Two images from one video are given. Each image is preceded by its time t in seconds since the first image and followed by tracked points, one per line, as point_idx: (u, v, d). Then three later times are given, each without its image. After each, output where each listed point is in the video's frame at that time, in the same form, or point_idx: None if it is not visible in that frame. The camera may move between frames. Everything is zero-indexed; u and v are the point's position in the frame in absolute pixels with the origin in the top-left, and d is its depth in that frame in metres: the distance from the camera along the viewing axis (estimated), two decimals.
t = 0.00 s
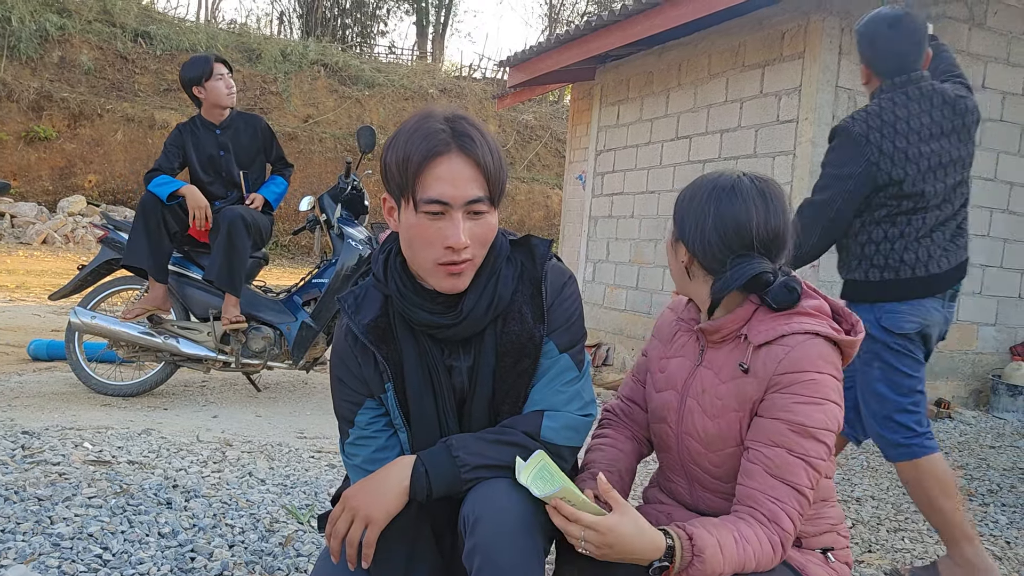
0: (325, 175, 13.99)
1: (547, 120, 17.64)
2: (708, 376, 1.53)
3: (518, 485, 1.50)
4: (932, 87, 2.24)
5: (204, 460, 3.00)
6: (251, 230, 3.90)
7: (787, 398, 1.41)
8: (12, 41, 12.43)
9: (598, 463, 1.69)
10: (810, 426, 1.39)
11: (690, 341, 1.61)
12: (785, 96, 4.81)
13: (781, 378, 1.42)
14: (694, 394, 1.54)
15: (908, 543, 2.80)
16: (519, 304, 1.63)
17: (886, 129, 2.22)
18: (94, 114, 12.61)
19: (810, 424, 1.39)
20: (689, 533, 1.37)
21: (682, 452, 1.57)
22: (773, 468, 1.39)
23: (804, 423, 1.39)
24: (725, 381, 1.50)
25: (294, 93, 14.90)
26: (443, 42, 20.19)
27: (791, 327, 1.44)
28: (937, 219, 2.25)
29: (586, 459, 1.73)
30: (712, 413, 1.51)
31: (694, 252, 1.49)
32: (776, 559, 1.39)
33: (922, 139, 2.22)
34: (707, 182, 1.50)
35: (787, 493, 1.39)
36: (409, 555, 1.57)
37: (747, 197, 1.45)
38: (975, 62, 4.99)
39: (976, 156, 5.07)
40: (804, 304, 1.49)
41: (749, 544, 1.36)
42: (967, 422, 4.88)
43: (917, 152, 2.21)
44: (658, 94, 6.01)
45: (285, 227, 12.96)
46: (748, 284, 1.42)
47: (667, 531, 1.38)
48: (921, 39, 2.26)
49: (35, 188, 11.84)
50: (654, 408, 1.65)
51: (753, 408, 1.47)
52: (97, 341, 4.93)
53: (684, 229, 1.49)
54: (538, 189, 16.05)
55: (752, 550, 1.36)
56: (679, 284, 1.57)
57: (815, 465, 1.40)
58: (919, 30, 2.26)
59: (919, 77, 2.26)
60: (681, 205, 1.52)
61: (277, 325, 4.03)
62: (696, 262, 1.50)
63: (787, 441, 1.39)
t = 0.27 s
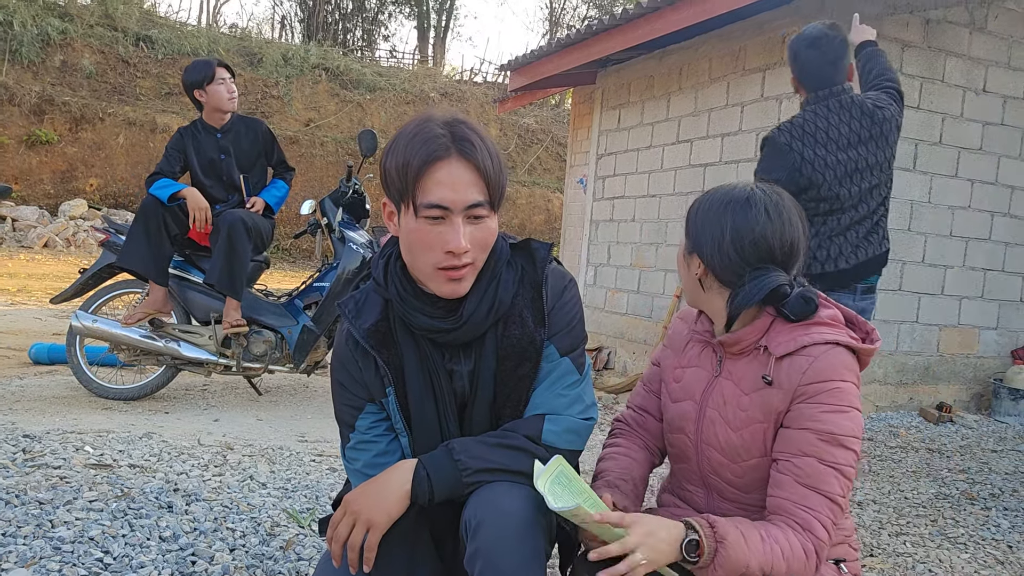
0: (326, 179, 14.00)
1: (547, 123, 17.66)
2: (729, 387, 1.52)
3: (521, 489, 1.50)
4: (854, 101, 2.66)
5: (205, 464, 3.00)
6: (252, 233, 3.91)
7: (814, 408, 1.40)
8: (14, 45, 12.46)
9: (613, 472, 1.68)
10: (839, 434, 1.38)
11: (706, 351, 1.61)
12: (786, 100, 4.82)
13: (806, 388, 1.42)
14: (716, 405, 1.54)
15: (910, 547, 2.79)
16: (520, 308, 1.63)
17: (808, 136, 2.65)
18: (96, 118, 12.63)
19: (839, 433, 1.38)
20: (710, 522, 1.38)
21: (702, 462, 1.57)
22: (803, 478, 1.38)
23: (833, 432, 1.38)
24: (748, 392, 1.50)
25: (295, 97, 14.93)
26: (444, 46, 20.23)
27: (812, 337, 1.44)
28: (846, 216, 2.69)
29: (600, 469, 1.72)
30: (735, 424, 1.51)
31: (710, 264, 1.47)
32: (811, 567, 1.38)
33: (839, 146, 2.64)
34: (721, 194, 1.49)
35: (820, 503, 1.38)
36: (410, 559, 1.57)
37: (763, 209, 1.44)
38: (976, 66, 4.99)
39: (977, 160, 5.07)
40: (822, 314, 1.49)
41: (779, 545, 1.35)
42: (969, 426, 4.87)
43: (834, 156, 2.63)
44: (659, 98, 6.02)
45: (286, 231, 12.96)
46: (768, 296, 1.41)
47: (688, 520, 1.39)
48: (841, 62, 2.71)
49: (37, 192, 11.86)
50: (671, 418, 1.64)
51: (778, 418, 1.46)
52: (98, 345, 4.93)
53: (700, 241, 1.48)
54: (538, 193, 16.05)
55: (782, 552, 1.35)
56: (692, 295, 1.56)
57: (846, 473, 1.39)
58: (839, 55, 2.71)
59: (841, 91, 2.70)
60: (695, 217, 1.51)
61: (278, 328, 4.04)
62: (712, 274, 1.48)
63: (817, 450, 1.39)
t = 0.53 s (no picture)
0: (328, 184, 14.01)
1: (549, 128, 17.68)
2: (742, 393, 1.52)
3: (523, 494, 1.50)
4: (792, 101, 2.86)
5: (207, 469, 3.00)
6: (253, 238, 3.91)
7: (829, 416, 1.40)
8: (16, 50, 12.50)
9: (623, 478, 1.67)
10: (855, 442, 1.38)
11: (716, 357, 1.60)
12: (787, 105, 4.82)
13: (821, 395, 1.42)
14: (728, 411, 1.53)
15: (912, 553, 2.79)
16: (522, 313, 1.63)
17: (746, 134, 2.88)
18: (98, 123, 12.66)
19: (855, 441, 1.39)
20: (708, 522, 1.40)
21: (713, 468, 1.57)
22: (819, 485, 1.38)
23: (848, 440, 1.38)
24: (761, 399, 1.49)
25: (297, 102, 14.96)
26: (445, 50, 20.27)
27: (826, 344, 1.44)
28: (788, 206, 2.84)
29: (608, 475, 1.71)
30: (747, 431, 1.50)
31: (723, 272, 1.47)
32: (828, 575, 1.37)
33: (777, 142, 2.84)
34: (733, 201, 1.49)
35: (837, 510, 1.37)
36: (412, 563, 1.57)
37: (777, 216, 1.44)
38: (977, 70, 5.00)
39: (978, 165, 5.07)
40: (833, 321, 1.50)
41: (783, 548, 1.36)
42: (971, 431, 4.86)
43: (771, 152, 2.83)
44: (660, 103, 6.03)
45: (287, 235, 12.97)
46: (782, 304, 1.42)
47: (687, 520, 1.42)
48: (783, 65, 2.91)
49: (39, 196, 11.87)
50: (680, 423, 1.64)
51: (792, 426, 1.46)
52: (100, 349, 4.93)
53: (713, 247, 1.48)
54: (540, 198, 16.06)
55: (786, 556, 1.36)
56: (702, 301, 1.55)
57: (863, 480, 1.39)
58: (782, 59, 2.91)
59: (783, 93, 2.90)
60: (707, 223, 1.51)
61: (279, 333, 4.04)
62: (725, 282, 1.48)
63: (833, 458, 1.39)
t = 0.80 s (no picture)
0: (329, 188, 14.03)
1: (549, 133, 17.71)
2: (736, 395, 1.52)
3: (524, 498, 1.50)
4: (734, 112, 2.96)
5: (207, 473, 3.00)
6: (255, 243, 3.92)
7: (819, 424, 1.37)
8: (18, 56, 12.54)
9: (622, 476, 1.67)
10: (846, 453, 1.34)
11: (717, 358, 1.60)
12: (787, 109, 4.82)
13: (811, 402, 1.39)
14: (721, 412, 1.53)
15: (912, 557, 2.78)
16: (522, 319, 1.63)
17: (686, 144, 3.01)
18: (99, 128, 12.68)
19: (847, 451, 1.34)
20: (716, 530, 1.40)
21: (705, 469, 1.56)
22: (816, 496, 1.35)
23: (838, 449, 1.35)
24: (753, 402, 1.48)
25: (298, 107, 14.99)
26: (446, 56, 20.32)
27: (820, 351, 1.41)
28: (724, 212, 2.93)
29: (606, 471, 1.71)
30: (738, 433, 1.49)
31: (729, 275, 1.48)
32: None
33: (713, 151, 2.94)
34: (746, 204, 1.48)
35: (830, 521, 1.34)
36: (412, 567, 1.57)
37: (786, 221, 1.43)
38: (977, 76, 5.01)
39: (978, 170, 5.08)
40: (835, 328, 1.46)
41: (792, 560, 1.33)
42: (972, 435, 4.85)
43: (707, 160, 2.94)
44: (661, 108, 6.04)
45: (288, 240, 12.99)
46: (780, 312, 1.41)
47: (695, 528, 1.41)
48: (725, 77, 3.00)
49: (40, 201, 11.89)
50: (678, 422, 1.65)
51: (784, 432, 1.43)
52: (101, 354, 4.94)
53: (720, 250, 1.49)
54: (540, 203, 16.08)
55: (793, 566, 1.33)
56: (710, 300, 1.57)
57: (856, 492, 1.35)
58: (724, 71, 3.00)
59: (726, 104, 2.99)
60: (719, 225, 1.51)
61: (279, 337, 4.04)
62: (730, 285, 1.49)
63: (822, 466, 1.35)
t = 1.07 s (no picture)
0: (329, 191, 14.04)
1: (550, 137, 17.74)
2: (745, 400, 1.51)
3: (525, 500, 1.50)
4: (690, 112, 2.99)
5: (208, 476, 2.99)
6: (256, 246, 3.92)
7: (832, 429, 1.38)
8: (20, 59, 12.57)
9: (622, 481, 1.66)
10: (857, 457, 1.36)
11: (723, 361, 1.60)
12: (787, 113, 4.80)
13: (825, 408, 1.40)
14: (730, 418, 1.53)
15: (913, 561, 2.78)
16: (524, 321, 1.63)
17: (646, 145, 3.07)
18: (100, 131, 12.70)
19: (857, 456, 1.36)
20: (722, 533, 1.39)
21: (711, 475, 1.56)
22: (822, 501, 1.36)
23: (851, 455, 1.36)
24: (764, 407, 1.48)
25: (299, 110, 15.01)
26: (448, 59, 20.36)
27: (833, 356, 1.42)
28: (681, 210, 2.98)
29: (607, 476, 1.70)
30: (747, 438, 1.49)
31: (750, 280, 1.46)
32: None
33: (669, 151, 2.99)
34: (761, 206, 1.47)
35: (838, 526, 1.35)
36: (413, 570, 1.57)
37: (807, 227, 1.43)
38: (977, 80, 5.02)
39: (978, 173, 5.08)
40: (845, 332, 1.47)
41: (793, 563, 1.34)
42: (973, 439, 4.85)
43: (663, 159, 3.00)
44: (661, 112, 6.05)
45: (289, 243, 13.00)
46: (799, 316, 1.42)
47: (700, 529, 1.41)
48: (682, 77, 3.03)
49: (41, 204, 11.91)
50: (682, 428, 1.64)
51: (795, 437, 1.44)
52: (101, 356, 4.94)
53: (739, 253, 1.47)
54: (541, 206, 16.08)
55: (795, 570, 1.34)
56: (721, 304, 1.55)
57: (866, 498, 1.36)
58: (681, 71, 3.04)
59: (683, 104, 3.03)
60: (733, 227, 1.49)
61: (280, 340, 4.05)
62: (750, 289, 1.47)
63: (834, 472, 1.37)
